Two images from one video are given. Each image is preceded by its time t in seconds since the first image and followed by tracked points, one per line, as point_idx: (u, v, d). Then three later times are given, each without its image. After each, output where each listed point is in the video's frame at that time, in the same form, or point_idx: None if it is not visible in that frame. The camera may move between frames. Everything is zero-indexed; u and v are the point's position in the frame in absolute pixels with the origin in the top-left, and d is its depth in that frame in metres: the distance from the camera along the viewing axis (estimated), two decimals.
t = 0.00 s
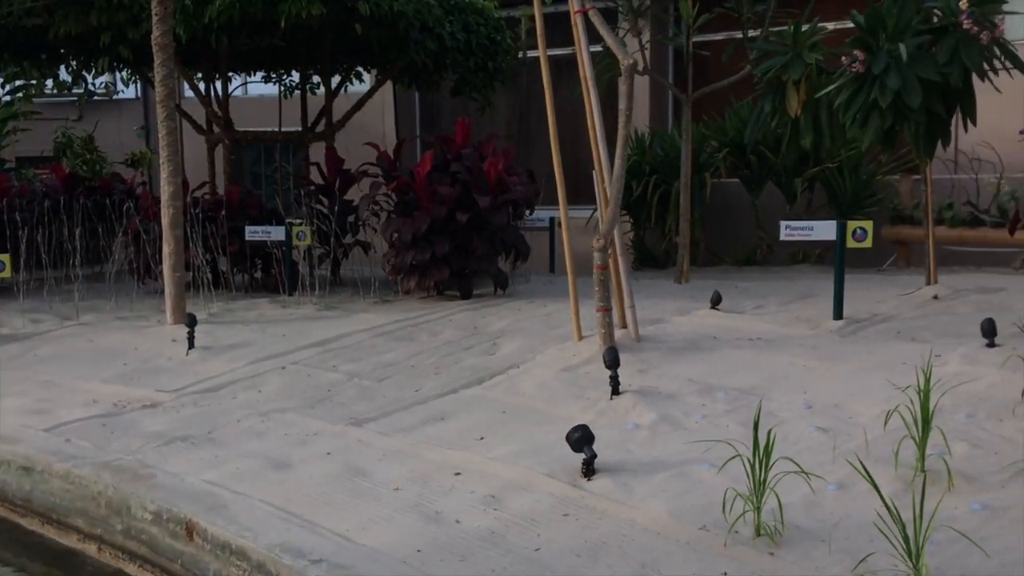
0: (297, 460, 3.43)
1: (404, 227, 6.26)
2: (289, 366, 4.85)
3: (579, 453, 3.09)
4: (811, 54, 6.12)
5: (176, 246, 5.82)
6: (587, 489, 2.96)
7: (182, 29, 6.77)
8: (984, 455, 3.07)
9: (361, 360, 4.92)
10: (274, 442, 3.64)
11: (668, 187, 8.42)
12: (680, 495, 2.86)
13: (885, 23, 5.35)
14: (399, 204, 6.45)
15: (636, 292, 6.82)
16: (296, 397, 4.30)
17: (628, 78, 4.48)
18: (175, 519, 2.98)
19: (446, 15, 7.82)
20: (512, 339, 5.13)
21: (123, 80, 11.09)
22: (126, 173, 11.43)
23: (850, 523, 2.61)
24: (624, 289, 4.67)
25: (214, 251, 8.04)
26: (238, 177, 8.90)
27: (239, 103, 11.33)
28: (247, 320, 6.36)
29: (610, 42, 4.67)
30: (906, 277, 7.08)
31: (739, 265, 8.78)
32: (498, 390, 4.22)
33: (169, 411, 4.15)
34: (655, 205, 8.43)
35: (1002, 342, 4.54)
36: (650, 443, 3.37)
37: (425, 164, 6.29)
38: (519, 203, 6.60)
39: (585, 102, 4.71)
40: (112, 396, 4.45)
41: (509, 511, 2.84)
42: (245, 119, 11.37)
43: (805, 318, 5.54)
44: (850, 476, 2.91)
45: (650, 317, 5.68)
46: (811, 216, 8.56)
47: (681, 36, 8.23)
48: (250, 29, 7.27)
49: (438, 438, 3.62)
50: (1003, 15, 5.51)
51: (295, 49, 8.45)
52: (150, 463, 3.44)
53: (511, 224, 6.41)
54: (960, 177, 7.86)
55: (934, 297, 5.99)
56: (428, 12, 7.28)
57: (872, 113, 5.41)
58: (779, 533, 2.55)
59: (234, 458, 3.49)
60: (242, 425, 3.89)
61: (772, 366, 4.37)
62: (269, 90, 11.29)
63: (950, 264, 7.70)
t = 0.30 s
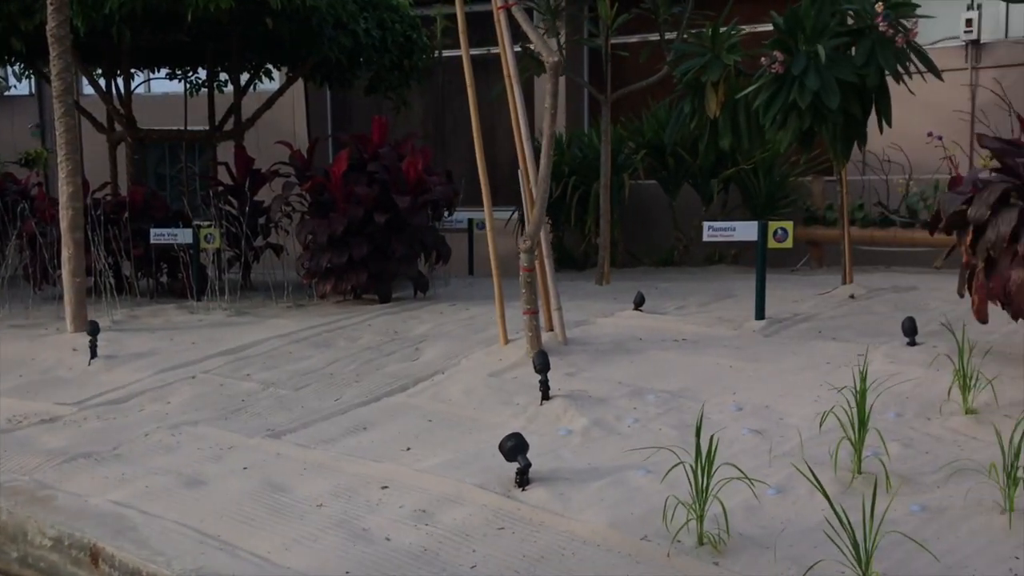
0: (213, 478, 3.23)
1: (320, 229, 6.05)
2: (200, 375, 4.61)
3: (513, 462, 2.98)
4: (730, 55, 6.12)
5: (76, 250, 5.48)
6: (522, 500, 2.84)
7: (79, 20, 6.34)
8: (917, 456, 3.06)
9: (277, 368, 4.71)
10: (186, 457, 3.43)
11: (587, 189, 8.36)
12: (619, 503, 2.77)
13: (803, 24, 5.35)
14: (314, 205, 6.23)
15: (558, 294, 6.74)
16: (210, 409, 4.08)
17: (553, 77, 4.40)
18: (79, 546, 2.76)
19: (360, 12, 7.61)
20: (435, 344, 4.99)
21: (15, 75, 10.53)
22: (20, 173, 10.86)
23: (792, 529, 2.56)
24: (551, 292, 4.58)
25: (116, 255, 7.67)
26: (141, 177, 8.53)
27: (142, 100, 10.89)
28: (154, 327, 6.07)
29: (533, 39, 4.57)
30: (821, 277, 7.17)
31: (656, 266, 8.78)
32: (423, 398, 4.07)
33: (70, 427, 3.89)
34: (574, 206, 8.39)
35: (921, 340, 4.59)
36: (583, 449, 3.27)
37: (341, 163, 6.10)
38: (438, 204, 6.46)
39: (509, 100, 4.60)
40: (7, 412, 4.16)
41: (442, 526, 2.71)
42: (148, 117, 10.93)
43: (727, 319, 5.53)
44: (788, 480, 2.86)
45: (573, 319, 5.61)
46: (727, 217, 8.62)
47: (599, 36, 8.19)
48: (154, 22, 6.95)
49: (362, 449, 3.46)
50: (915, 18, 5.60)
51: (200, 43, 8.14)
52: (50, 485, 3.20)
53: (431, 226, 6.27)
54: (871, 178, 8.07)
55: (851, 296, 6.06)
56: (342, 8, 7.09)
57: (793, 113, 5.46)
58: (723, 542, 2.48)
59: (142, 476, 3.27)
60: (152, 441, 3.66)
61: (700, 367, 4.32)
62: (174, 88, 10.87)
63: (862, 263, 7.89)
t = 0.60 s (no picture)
0: (154, 496, 3.05)
1: (258, 233, 5.84)
2: (135, 387, 4.40)
3: (475, 474, 2.85)
4: (675, 57, 6.10)
5: None
6: (486, 514, 2.73)
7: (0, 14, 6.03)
8: (881, 460, 3.03)
9: (216, 378, 4.52)
10: (124, 475, 3.24)
11: (530, 192, 8.30)
12: (588, 515, 2.68)
13: (750, 26, 5.31)
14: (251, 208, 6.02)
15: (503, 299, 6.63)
16: (147, 422, 3.87)
17: (505, 76, 4.29)
18: None
19: (297, 10, 7.40)
20: (382, 351, 4.84)
21: None
22: None
23: (766, 539, 2.49)
24: (503, 296, 4.47)
25: (40, 260, 7.33)
26: (66, 180, 8.18)
27: (65, 100, 10.49)
28: (82, 336, 5.80)
29: (483, 37, 4.44)
30: (764, 279, 7.19)
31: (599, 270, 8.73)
32: (373, 408, 3.93)
33: None
34: (516, 209, 8.30)
35: (873, 343, 4.60)
36: (546, 459, 3.16)
37: (280, 165, 5.89)
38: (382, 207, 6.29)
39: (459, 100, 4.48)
40: None
41: (403, 544, 2.58)
42: (73, 118, 10.54)
43: (678, 322, 5.48)
44: (756, 488, 2.79)
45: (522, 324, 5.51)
46: (669, 220, 8.60)
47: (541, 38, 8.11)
48: (79, 17, 6.65)
49: (312, 462, 3.31)
50: (858, 22, 5.64)
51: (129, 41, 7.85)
52: None
53: (374, 229, 6.09)
54: (810, 182, 8.14)
55: (797, 299, 6.06)
56: (279, 5, 6.89)
57: (741, 116, 5.45)
58: (699, 555, 2.40)
59: (76, 496, 3.08)
60: (86, 458, 3.45)
61: (655, 372, 4.25)
62: (100, 88, 10.50)
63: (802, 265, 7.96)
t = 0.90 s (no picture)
0: (125, 516, 2.89)
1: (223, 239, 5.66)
2: (97, 399, 4.21)
3: (466, 489, 2.74)
4: (648, 62, 6.04)
5: None
6: (480, 531, 2.62)
7: None
8: (878, 468, 2.96)
9: (183, 389, 4.34)
10: (91, 495, 3.07)
11: (498, 197, 8.21)
12: (586, 531, 2.58)
13: (725, 30, 5.27)
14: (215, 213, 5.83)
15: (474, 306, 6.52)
16: (111, 438, 3.69)
17: (484, 78, 4.18)
18: None
19: (259, 10, 7.21)
20: (355, 360, 4.70)
21: None
22: None
23: (773, 554, 2.41)
24: (482, 303, 4.36)
25: None
26: (18, 184, 7.90)
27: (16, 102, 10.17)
28: (38, 346, 5.58)
29: (461, 37, 4.32)
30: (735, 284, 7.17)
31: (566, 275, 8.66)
32: (350, 420, 3.79)
33: None
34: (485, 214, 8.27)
35: (854, 349, 4.55)
36: (536, 472, 3.05)
37: (246, 168, 5.71)
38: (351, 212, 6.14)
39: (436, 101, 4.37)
40: None
41: (395, 565, 2.46)
42: (23, 120, 10.22)
43: (654, 328, 5.40)
44: (756, 501, 2.70)
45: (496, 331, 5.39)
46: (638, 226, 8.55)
47: (509, 40, 8.02)
48: (33, 16, 6.41)
49: (291, 477, 3.16)
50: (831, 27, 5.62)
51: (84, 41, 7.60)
52: None
53: (343, 235, 5.94)
54: (780, 187, 8.15)
55: (771, 303, 6.03)
56: (242, 5, 6.71)
57: (718, 120, 5.40)
58: (707, 571, 2.31)
59: (40, 518, 2.91)
60: (48, 476, 3.27)
61: (638, 380, 4.16)
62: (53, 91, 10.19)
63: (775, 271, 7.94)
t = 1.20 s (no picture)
0: (118, 535, 2.76)
1: (206, 245, 5.50)
2: (80, 412, 4.06)
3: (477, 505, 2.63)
4: (640, 65, 5.97)
5: None
6: (494, 548, 2.51)
7: None
8: (896, 479, 2.88)
9: (170, 400, 4.20)
10: (80, 513, 2.93)
11: (483, 203, 8.10)
12: (605, 548, 2.48)
13: (719, 33, 5.23)
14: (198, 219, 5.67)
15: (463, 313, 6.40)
16: (98, 452, 3.55)
17: (480, 80, 4.08)
18: None
19: (241, 11, 7.06)
20: (347, 369, 4.57)
21: None
22: None
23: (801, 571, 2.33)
24: (479, 310, 4.25)
25: None
26: None
27: None
28: (14, 356, 5.41)
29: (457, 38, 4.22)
30: (726, 291, 7.11)
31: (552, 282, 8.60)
32: (346, 432, 3.66)
33: None
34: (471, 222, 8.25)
35: (856, 356, 4.49)
36: (546, 485, 2.95)
37: (229, 173, 5.56)
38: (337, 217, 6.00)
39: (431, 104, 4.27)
40: None
41: None
42: None
43: (650, 335, 5.32)
44: (778, 514, 2.62)
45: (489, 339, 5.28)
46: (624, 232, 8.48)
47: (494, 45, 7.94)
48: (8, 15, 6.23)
49: (290, 492, 3.04)
50: (826, 31, 5.57)
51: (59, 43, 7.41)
52: None
53: (329, 241, 5.80)
54: (768, 193, 8.13)
55: (765, 310, 5.97)
56: (224, 6, 6.56)
57: (713, 124, 5.34)
58: None
59: (28, 539, 2.77)
60: (33, 493, 3.12)
61: (640, 388, 4.07)
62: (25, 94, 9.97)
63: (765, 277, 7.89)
